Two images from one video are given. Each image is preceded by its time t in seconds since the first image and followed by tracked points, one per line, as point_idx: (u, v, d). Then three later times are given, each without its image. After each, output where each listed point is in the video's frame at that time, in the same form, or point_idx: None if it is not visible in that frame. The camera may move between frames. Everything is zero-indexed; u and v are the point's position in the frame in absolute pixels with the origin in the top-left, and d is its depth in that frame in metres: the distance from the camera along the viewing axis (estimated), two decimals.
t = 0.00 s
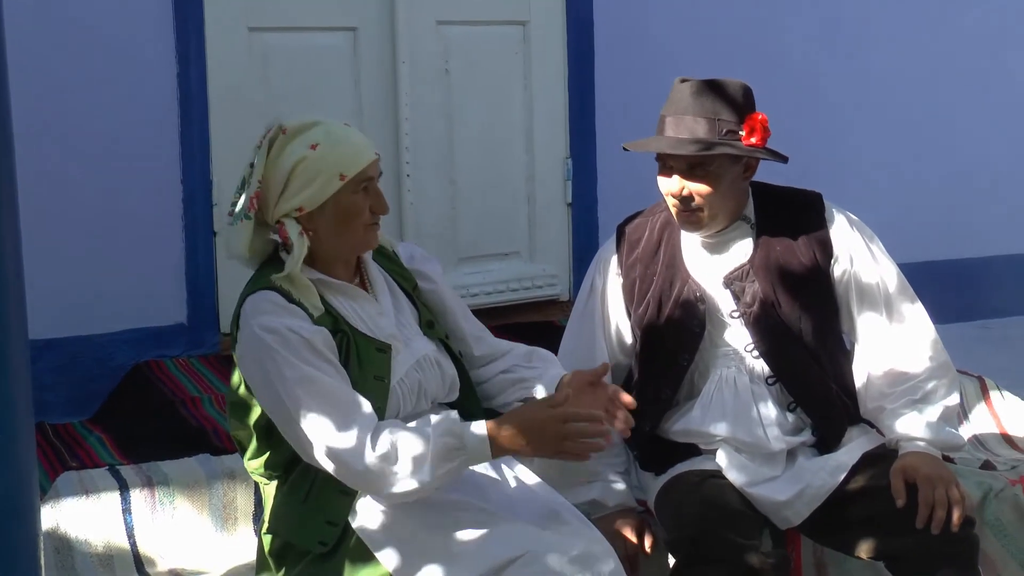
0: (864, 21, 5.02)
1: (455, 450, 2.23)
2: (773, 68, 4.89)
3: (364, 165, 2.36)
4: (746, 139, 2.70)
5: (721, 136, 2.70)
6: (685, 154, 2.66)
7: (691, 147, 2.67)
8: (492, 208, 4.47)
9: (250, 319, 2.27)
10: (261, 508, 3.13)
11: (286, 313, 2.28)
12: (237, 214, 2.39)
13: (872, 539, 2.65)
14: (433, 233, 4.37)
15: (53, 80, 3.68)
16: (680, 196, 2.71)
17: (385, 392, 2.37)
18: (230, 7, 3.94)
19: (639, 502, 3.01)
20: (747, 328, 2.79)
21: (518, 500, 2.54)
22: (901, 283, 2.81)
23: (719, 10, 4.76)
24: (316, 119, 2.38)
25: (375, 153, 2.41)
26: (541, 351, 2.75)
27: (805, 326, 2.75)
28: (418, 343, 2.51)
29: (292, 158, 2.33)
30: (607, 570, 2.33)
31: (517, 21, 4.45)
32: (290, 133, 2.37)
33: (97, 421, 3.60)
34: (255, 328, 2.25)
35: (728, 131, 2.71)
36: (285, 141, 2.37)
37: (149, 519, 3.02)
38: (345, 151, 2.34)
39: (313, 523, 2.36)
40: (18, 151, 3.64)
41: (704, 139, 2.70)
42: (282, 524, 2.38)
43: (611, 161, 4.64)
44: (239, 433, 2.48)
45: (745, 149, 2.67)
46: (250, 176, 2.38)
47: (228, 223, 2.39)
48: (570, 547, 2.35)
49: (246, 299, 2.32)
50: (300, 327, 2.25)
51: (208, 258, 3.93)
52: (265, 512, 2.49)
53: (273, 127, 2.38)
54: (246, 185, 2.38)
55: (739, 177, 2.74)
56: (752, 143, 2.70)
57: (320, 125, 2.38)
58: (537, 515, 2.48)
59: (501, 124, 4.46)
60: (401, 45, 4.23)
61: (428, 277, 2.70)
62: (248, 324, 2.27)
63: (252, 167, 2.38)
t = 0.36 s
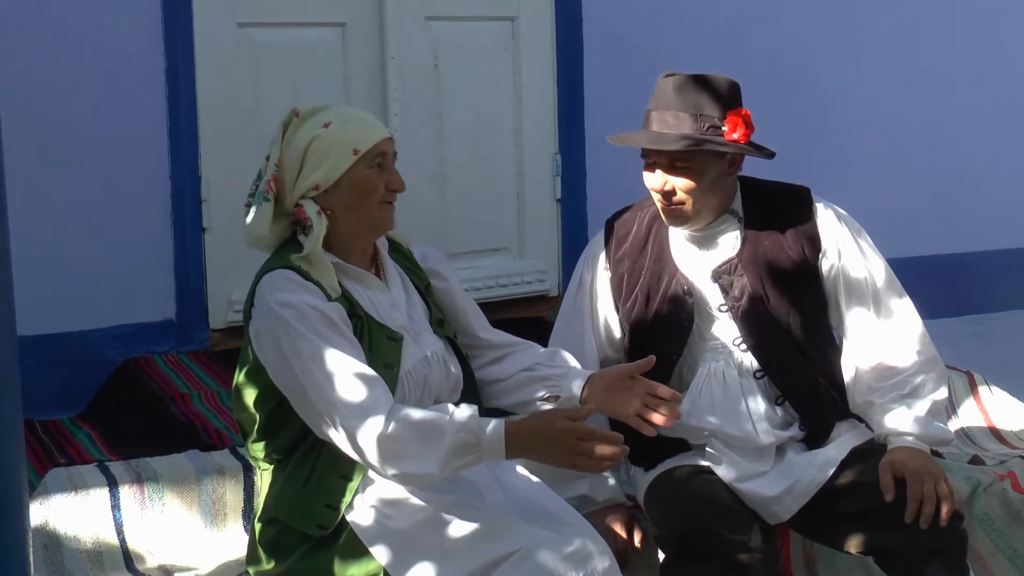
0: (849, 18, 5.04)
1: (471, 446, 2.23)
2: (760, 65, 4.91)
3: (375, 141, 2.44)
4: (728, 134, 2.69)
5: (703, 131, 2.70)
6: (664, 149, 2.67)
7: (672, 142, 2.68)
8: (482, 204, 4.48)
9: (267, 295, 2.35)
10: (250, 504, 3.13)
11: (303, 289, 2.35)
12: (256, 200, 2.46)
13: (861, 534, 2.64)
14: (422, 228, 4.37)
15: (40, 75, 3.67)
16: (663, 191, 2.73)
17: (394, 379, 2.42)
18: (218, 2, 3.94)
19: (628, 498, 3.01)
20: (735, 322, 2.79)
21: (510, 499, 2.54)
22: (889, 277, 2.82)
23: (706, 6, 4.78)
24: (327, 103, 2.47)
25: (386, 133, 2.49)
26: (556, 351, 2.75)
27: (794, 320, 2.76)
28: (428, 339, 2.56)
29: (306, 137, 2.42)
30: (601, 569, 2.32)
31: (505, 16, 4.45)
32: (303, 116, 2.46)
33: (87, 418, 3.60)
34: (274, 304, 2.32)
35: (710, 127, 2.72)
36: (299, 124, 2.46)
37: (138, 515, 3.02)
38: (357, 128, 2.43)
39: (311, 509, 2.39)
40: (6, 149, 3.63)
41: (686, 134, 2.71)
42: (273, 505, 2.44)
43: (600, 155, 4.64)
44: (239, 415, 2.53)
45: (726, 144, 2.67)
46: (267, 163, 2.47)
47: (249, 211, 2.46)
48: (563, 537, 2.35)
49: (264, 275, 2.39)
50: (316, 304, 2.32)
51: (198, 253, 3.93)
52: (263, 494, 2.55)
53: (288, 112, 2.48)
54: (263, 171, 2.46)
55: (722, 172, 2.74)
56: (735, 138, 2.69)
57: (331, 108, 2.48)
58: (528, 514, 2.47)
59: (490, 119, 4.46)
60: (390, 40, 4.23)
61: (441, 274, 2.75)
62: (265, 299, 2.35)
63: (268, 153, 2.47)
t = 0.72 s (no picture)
0: None
1: (460, 430, 2.22)
2: (753, 40, 4.89)
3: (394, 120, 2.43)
4: (737, 110, 2.69)
5: (712, 109, 2.69)
6: (678, 129, 2.64)
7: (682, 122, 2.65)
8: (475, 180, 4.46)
9: (269, 266, 2.35)
10: (244, 480, 3.13)
11: (307, 262, 2.34)
12: (270, 171, 2.45)
13: (854, 509, 2.62)
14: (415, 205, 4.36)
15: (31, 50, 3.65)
16: (669, 171, 2.70)
17: (392, 357, 2.42)
18: None
19: (621, 474, 3.01)
20: (730, 298, 2.78)
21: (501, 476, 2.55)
22: (882, 255, 2.82)
23: None
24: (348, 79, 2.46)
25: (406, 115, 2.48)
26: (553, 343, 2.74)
27: (788, 296, 2.76)
28: (429, 319, 2.55)
29: (326, 111, 2.41)
30: (595, 545, 2.30)
31: None
32: (322, 90, 2.46)
33: (80, 397, 3.62)
34: (276, 275, 2.32)
35: (716, 104, 2.71)
36: (319, 98, 2.45)
37: (131, 492, 3.02)
38: (377, 106, 2.42)
39: (303, 485, 2.41)
40: None
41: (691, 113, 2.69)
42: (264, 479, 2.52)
43: (593, 131, 4.63)
44: (236, 386, 2.56)
45: (737, 121, 2.67)
46: (283, 136, 2.46)
47: (261, 181, 2.46)
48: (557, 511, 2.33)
49: (269, 245, 2.39)
50: (317, 278, 2.30)
51: (189, 229, 3.92)
52: (258, 466, 2.58)
53: (308, 85, 2.47)
54: (279, 143, 2.46)
55: (727, 147, 2.75)
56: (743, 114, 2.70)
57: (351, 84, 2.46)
58: (520, 489, 2.47)
59: (484, 95, 4.44)
60: (382, 15, 4.21)
61: (445, 256, 2.74)
62: (267, 269, 2.35)
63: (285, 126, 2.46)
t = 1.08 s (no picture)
0: None
1: (450, 417, 2.22)
2: (750, 36, 4.89)
3: (400, 127, 2.40)
4: (744, 105, 2.70)
5: (720, 105, 2.68)
6: (688, 128, 2.63)
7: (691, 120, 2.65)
8: (473, 176, 4.46)
9: (264, 262, 2.34)
10: (241, 476, 3.13)
11: (301, 257, 2.34)
12: (270, 169, 2.42)
13: (852, 504, 2.62)
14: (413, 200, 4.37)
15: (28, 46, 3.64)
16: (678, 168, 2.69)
17: (389, 352, 2.42)
18: None
19: (620, 469, 3.01)
20: (729, 293, 2.78)
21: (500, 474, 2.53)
22: (882, 251, 2.82)
23: None
24: (354, 79, 2.43)
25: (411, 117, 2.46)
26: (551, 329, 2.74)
27: (787, 292, 2.76)
28: (424, 315, 2.55)
29: (332, 115, 2.38)
30: (592, 541, 2.30)
31: None
32: (328, 91, 2.42)
33: (77, 391, 3.60)
34: (270, 270, 2.32)
35: (723, 100, 2.70)
36: (323, 99, 2.42)
37: (129, 488, 3.02)
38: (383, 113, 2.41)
39: (302, 480, 2.42)
40: None
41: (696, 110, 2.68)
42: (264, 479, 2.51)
43: (590, 126, 4.63)
44: (232, 383, 2.55)
45: (745, 116, 2.68)
46: (284, 133, 2.43)
47: (261, 176, 2.44)
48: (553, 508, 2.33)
49: (264, 241, 2.38)
50: (312, 272, 2.30)
51: (187, 225, 3.92)
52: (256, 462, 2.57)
53: (312, 83, 2.42)
54: (281, 141, 2.43)
55: (731, 142, 2.76)
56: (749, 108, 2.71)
57: (356, 84, 2.43)
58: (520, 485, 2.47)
59: (482, 90, 4.44)
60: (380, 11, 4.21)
61: (443, 252, 2.73)
62: (261, 266, 2.35)
63: (287, 124, 2.43)
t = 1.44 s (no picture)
0: None
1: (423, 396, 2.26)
2: (750, 36, 4.89)
3: (389, 133, 2.40)
4: (746, 106, 2.70)
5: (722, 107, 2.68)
6: (689, 130, 2.63)
7: (693, 121, 2.65)
8: (472, 176, 4.46)
9: (252, 263, 2.33)
10: (241, 477, 3.13)
11: (286, 259, 2.34)
12: (261, 174, 2.42)
13: (852, 505, 2.61)
14: (412, 201, 4.37)
15: (28, 48, 3.64)
16: (680, 169, 2.69)
17: (380, 353, 2.42)
18: None
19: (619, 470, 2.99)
20: (729, 294, 2.78)
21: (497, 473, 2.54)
22: (882, 253, 2.81)
23: None
24: (343, 84, 2.42)
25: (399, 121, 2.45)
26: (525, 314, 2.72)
27: (787, 293, 2.76)
28: (418, 312, 2.55)
29: (320, 122, 2.37)
30: (591, 541, 2.32)
31: None
32: (316, 97, 2.40)
33: (76, 392, 3.60)
34: (254, 272, 2.31)
35: (725, 101, 2.70)
36: (313, 106, 2.40)
37: (129, 489, 3.02)
38: (372, 120, 2.40)
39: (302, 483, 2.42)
40: None
41: (698, 112, 2.68)
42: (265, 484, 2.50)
43: (589, 127, 4.63)
44: (228, 385, 2.55)
45: (746, 118, 2.67)
46: (274, 139, 2.42)
47: (252, 180, 2.44)
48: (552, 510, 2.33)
49: (253, 244, 2.38)
50: (299, 277, 2.31)
51: (187, 226, 3.92)
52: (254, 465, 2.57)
53: (301, 89, 2.41)
54: (270, 147, 2.42)
55: (733, 143, 2.76)
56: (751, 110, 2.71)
57: (345, 89, 2.42)
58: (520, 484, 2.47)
59: (481, 91, 4.44)
60: (379, 12, 4.21)
61: (434, 251, 2.74)
62: (248, 268, 2.34)
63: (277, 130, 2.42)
